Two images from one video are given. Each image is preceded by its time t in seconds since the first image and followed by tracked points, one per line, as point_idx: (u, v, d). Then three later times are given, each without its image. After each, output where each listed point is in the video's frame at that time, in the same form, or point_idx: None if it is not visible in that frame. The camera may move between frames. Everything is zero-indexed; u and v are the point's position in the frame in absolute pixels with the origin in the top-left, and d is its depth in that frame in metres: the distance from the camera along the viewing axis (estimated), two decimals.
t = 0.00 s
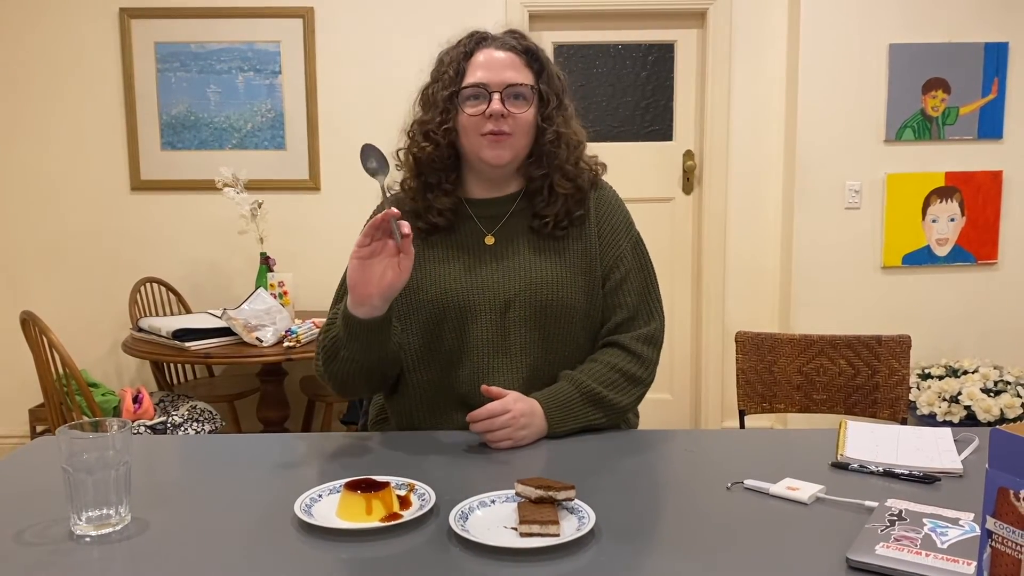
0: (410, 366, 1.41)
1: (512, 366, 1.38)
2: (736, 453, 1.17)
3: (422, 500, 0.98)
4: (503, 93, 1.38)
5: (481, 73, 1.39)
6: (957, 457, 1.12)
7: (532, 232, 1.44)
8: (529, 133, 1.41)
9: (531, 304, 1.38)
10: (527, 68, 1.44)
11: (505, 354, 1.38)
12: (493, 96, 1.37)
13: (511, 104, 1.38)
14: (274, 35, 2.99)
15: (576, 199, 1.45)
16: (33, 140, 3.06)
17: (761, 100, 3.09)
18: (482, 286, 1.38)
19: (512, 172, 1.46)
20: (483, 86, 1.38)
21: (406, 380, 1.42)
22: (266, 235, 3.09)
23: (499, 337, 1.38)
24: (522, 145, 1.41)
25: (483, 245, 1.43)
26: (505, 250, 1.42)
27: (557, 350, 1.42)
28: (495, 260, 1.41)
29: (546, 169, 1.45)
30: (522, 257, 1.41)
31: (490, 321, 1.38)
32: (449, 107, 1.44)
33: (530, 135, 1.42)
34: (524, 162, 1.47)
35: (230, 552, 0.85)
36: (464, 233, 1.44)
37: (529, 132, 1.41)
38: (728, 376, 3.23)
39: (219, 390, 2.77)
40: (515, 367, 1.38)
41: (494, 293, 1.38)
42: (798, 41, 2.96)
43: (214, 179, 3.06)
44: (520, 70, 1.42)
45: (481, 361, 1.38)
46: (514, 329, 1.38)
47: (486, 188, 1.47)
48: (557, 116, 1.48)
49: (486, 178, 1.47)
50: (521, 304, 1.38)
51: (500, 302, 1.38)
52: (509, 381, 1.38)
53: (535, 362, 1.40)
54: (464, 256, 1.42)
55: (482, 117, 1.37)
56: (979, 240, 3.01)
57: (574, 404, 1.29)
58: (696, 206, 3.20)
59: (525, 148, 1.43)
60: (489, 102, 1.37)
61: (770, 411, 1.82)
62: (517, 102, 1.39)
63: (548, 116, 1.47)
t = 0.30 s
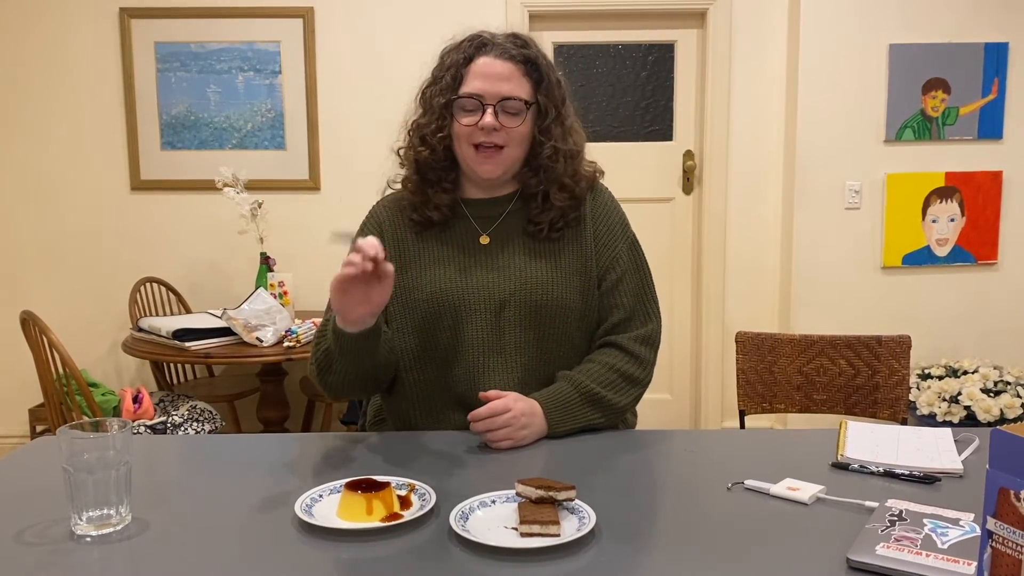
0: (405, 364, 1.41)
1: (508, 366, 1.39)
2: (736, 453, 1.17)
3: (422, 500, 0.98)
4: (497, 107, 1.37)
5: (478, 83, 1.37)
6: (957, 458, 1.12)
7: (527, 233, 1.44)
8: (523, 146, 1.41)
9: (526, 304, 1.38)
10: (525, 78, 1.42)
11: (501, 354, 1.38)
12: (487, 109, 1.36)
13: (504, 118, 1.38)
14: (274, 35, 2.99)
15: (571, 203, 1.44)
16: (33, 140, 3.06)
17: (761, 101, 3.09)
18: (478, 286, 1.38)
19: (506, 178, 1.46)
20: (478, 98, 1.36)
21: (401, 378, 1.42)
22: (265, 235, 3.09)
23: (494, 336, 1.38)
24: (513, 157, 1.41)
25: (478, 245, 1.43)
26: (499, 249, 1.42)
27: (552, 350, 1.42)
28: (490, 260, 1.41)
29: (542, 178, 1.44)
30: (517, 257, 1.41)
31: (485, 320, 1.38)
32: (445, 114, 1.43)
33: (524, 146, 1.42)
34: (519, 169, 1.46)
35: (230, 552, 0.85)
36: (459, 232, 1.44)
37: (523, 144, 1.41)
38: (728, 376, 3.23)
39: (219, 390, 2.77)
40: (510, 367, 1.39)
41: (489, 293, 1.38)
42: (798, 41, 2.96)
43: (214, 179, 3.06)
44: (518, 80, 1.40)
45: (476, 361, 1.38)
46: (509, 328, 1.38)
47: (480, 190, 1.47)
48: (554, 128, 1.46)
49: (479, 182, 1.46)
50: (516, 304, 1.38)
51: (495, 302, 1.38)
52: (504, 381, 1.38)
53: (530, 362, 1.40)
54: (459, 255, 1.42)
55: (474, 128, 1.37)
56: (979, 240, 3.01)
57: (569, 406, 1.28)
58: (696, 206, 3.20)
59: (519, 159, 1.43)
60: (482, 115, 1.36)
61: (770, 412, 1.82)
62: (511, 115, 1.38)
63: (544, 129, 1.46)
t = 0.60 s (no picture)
0: (405, 366, 1.40)
1: (508, 366, 1.39)
2: (736, 453, 1.17)
3: (423, 500, 0.98)
4: (494, 112, 1.36)
5: (475, 87, 1.37)
6: (958, 458, 1.12)
7: (526, 234, 1.44)
8: (520, 149, 1.41)
9: (524, 303, 1.39)
10: (524, 81, 1.41)
11: (500, 354, 1.39)
12: (485, 114, 1.36)
13: (502, 123, 1.37)
14: (273, 34, 2.99)
15: (570, 203, 1.44)
16: (33, 139, 3.06)
17: (761, 100, 3.09)
18: (477, 287, 1.38)
19: (504, 179, 1.46)
20: (476, 102, 1.37)
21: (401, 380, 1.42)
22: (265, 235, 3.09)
23: (493, 337, 1.38)
24: (512, 159, 1.41)
25: (476, 246, 1.43)
26: (498, 250, 1.42)
27: (552, 349, 1.42)
28: (489, 261, 1.41)
29: (540, 179, 1.44)
30: (516, 258, 1.41)
31: (485, 321, 1.38)
32: (444, 118, 1.42)
33: (523, 148, 1.42)
34: (517, 170, 1.46)
35: (230, 552, 0.85)
36: (458, 232, 1.44)
37: (521, 147, 1.41)
38: (728, 376, 3.23)
39: (219, 390, 2.77)
40: (510, 367, 1.39)
41: (488, 294, 1.38)
42: (798, 41, 2.96)
43: (213, 179, 3.06)
44: (517, 84, 1.39)
45: (476, 361, 1.39)
46: (509, 329, 1.39)
47: (480, 192, 1.47)
48: (552, 132, 1.46)
49: (479, 184, 1.46)
50: (515, 304, 1.38)
51: (494, 302, 1.38)
52: (504, 381, 1.38)
53: (529, 361, 1.40)
54: (458, 256, 1.42)
55: (473, 133, 1.37)
56: (979, 240, 3.01)
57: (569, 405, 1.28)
58: (696, 206, 3.20)
59: (517, 161, 1.43)
60: (480, 119, 1.36)
61: (770, 411, 1.82)
62: (509, 119, 1.38)
63: (543, 133, 1.45)
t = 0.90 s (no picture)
0: (407, 367, 1.40)
1: (510, 366, 1.39)
2: (737, 452, 1.17)
3: (423, 499, 0.98)
4: (497, 110, 1.36)
5: (477, 86, 1.37)
6: (958, 458, 1.12)
7: (527, 234, 1.44)
8: (523, 147, 1.41)
9: (527, 304, 1.38)
10: (525, 79, 1.41)
11: (502, 355, 1.39)
12: (487, 112, 1.36)
13: (505, 121, 1.37)
14: (273, 33, 2.99)
15: (572, 202, 1.44)
16: (32, 138, 3.06)
17: (761, 100, 3.09)
18: (479, 287, 1.38)
19: (507, 178, 1.46)
20: (479, 101, 1.36)
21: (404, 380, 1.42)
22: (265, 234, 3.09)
23: (495, 337, 1.38)
24: (515, 158, 1.41)
25: (478, 247, 1.43)
26: (501, 250, 1.42)
27: (554, 349, 1.42)
28: (491, 261, 1.41)
29: (542, 177, 1.44)
30: (518, 258, 1.41)
31: (487, 321, 1.38)
32: (446, 118, 1.42)
33: (525, 147, 1.42)
34: (519, 169, 1.46)
35: (230, 550, 0.85)
36: (460, 233, 1.44)
37: (523, 145, 1.41)
38: (728, 376, 3.23)
39: (218, 389, 2.77)
40: (512, 367, 1.39)
41: (490, 294, 1.38)
42: (799, 41, 2.96)
43: (213, 178, 3.06)
44: (518, 82, 1.39)
45: (478, 362, 1.39)
46: (510, 329, 1.38)
47: (482, 192, 1.47)
48: (554, 128, 1.45)
49: (481, 183, 1.46)
50: (517, 304, 1.38)
51: (496, 303, 1.38)
52: (506, 381, 1.38)
53: (531, 361, 1.40)
54: (460, 257, 1.42)
55: (475, 133, 1.36)
56: (979, 240, 3.01)
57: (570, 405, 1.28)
58: (696, 205, 3.20)
59: (519, 160, 1.43)
60: (483, 118, 1.36)
61: (770, 411, 1.82)
62: (512, 117, 1.38)
63: (545, 130, 1.45)
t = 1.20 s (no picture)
0: (407, 366, 1.40)
1: (511, 366, 1.39)
2: (737, 452, 1.17)
3: (423, 498, 0.98)
4: (500, 107, 1.36)
5: (480, 83, 1.36)
6: (959, 457, 1.12)
7: (528, 234, 1.44)
8: (526, 144, 1.41)
9: (528, 303, 1.38)
10: (527, 76, 1.41)
11: (503, 354, 1.38)
12: (490, 109, 1.36)
13: (508, 118, 1.37)
14: (273, 32, 2.99)
15: (574, 201, 1.44)
16: (32, 137, 3.06)
17: (762, 99, 3.08)
18: (480, 287, 1.38)
19: (508, 175, 1.46)
20: (481, 98, 1.36)
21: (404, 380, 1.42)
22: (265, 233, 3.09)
23: (496, 337, 1.38)
24: (518, 155, 1.40)
25: (479, 246, 1.42)
26: (503, 249, 1.42)
27: (555, 349, 1.42)
28: (493, 261, 1.41)
29: (544, 175, 1.44)
30: (519, 258, 1.41)
31: (488, 320, 1.38)
32: (449, 116, 1.41)
33: (528, 144, 1.41)
34: (522, 166, 1.46)
35: (230, 549, 0.85)
36: (461, 232, 1.44)
37: (526, 142, 1.41)
38: (728, 376, 3.23)
39: (218, 388, 2.77)
40: (513, 367, 1.39)
41: (491, 293, 1.38)
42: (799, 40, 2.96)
43: (213, 177, 3.06)
44: (520, 79, 1.39)
45: (479, 361, 1.39)
46: (512, 329, 1.38)
47: (484, 190, 1.47)
48: (556, 125, 1.45)
49: (482, 181, 1.46)
50: (519, 304, 1.38)
51: (498, 302, 1.38)
52: (507, 381, 1.38)
53: (533, 361, 1.40)
54: (461, 257, 1.42)
55: (478, 130, 1.36)
56: (979, 240, 3.01)
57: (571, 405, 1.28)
58: (697, 204, 3.20)
59: (522, 157, 1.43)
60: (486, 115, 1.36)
61: (771, 410, 1.82)
62: (515, 114, 1.38)
63: (547, 126, 1.45)
